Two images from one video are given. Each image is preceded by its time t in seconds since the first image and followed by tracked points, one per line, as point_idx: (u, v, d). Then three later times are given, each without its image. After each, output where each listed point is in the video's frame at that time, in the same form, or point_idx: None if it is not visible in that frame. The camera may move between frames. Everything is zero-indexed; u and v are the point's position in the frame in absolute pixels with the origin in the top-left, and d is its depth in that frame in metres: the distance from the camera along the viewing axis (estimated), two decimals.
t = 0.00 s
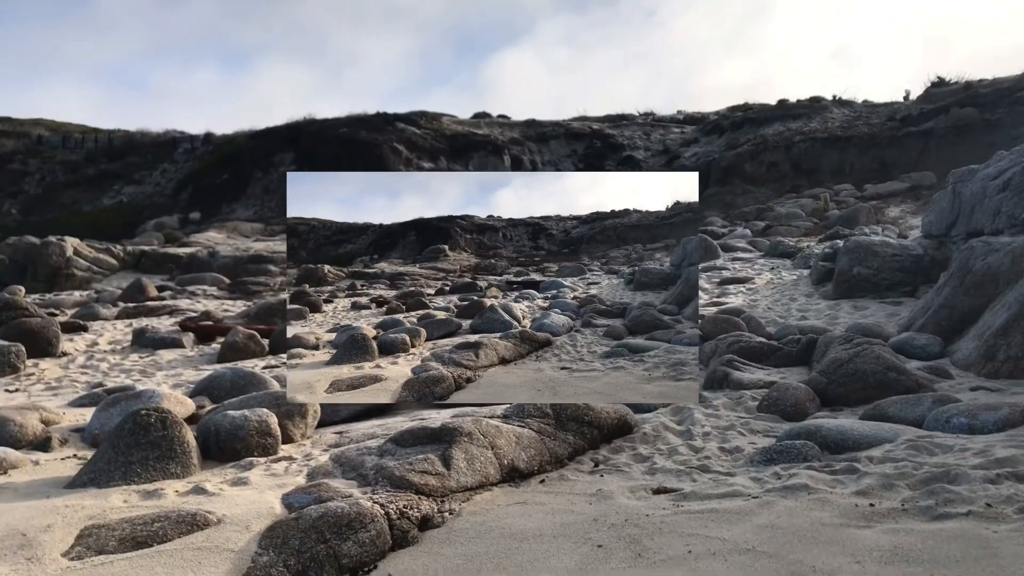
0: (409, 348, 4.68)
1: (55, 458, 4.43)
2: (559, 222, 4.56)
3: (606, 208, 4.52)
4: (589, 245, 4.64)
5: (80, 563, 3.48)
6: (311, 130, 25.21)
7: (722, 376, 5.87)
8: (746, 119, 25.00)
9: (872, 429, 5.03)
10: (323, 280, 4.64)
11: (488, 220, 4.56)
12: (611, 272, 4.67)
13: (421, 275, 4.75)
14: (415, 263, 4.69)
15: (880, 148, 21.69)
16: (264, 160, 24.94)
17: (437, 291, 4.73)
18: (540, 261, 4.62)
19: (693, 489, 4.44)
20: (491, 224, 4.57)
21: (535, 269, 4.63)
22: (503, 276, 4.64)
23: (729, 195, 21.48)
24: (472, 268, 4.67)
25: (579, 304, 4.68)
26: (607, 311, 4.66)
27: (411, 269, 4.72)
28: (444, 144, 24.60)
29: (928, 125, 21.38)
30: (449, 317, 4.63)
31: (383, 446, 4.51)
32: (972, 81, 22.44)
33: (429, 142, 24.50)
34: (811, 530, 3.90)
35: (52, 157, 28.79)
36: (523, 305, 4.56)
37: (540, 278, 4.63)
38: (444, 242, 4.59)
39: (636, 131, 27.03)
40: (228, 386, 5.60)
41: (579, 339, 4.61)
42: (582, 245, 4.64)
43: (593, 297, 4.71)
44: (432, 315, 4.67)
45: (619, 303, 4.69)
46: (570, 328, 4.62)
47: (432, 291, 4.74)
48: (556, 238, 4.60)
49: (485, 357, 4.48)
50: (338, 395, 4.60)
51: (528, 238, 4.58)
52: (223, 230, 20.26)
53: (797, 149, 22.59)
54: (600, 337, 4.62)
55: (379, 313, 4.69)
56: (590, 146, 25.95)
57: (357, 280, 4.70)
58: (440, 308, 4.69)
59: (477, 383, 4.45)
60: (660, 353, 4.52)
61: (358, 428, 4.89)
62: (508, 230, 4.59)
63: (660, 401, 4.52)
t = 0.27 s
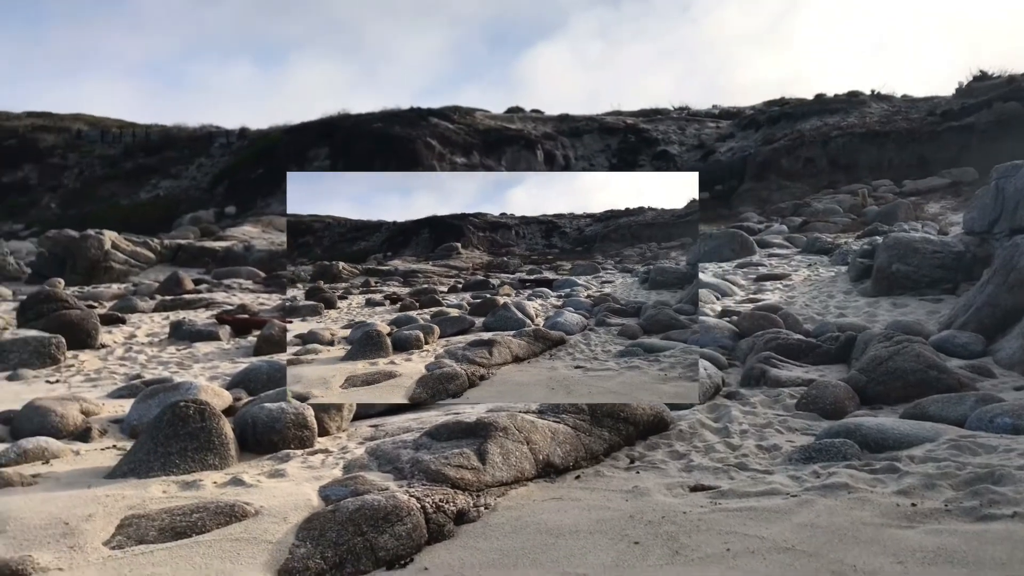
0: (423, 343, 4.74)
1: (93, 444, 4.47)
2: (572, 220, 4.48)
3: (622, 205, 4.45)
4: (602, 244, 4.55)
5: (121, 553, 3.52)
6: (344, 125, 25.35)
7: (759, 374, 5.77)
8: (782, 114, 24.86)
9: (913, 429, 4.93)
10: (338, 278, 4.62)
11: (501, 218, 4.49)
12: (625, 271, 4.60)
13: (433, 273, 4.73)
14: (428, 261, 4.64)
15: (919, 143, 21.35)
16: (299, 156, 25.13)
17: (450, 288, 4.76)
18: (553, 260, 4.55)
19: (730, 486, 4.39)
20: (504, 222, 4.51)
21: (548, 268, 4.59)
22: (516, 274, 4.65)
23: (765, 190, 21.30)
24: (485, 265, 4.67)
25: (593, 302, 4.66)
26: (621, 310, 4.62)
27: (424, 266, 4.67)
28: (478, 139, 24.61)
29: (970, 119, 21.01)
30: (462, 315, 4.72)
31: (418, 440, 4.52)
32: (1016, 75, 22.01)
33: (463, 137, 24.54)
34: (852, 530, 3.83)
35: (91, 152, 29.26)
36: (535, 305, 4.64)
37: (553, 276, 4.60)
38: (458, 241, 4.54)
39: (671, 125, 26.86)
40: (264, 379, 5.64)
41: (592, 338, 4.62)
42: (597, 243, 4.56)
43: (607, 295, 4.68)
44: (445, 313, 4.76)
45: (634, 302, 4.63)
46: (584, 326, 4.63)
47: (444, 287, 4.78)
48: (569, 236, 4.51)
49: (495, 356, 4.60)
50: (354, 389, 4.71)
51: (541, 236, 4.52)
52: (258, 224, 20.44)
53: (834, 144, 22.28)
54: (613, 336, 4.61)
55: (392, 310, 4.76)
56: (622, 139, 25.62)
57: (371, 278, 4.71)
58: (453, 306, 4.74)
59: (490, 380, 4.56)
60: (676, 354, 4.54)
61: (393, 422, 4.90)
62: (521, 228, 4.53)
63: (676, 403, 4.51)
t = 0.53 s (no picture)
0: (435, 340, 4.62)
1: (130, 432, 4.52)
2: (584, 219, 4.49)
3: (634, 203, 4.42)
4: (613, 242, 4.55)
5: (158, 541, 3.55)
6: (375, 119, 25.47)
7: (793, 370, 5.70)
8: (816, 109, 24.65)
9: (951, 428, 4.85)
10: (349, 274, 4.64)
11: (512, 217, 4.51)
12: (638, 270, 4.56)
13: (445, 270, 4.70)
14: (439, 258, 4.65)
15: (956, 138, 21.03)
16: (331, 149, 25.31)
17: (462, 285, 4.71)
18: (564, 258, 4.58)
19: (765, 484, 4.34)
20: (515, 220, 4.53)
21: (559, 267, 4.62)
22: (527, 272, 4.66)
23: (797, 186, 21.37)
24: (496, 263, 4.65)
25: (605, 301, 4.61)
26: (634, 309, 4.59)
27: (435, 264, 4.67)
28: (508, 134, 24.71)
29: (1009, 114, 20.66)
30: (474, 312, 4.63)
31: (450, 433, 4.52)
32: None
33: (494, 131, 24.55)
34: (889, 529, 3.78)
35: (127, 145, 29.66)
36: (547, 303, 4.63)
37: (564, 274, 4.62)
38: (468, 238, 4.53)
39: (705, 120, 27.32)
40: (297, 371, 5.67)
41: (605, 338, 4.57)
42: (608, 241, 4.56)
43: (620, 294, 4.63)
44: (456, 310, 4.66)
45: (646, 301, 4.58)
46: (596, 325, 4.58)
47: (456, 284, 4.71)
48: (580, 235, 4.52)
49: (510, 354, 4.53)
50: (367, 385, 4.58)
51: (552, 234, 4.53)
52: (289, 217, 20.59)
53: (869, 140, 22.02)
54: (626, 336, 4.57)
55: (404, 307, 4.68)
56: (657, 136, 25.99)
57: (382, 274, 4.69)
58: (464, 303, 4.65)
59: (502, 377, 4.51)
60: (690, 353, 4.46)
61: (425, 415, 4.91)
62: (533, 226, 4.55)
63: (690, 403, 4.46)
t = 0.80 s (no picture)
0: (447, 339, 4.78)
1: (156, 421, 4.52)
2: (595, 218, 4.50)
3: (646, 202, 4.41)
4: (624, 241, 4.53)
5: (190, 530, 3.57)
6: (401, 114, 25.53)
7: (823, 368, 5.64)
8: (845, 105, 24.44)
9: (986, 428, 4.76)
10: (361, 272, 4.86)
11: (523, 215, 4.56)
12: (649, 270, 4.56)
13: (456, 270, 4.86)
14: (448, 256, 4.82)
15: (988, 136, 20.74)
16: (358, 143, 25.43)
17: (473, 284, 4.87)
18: (573, 257, 4.61)
19: (796, 482, 4.29)
20: (526, 218, 4.57)
21: (568, 266, 4.68)
22: (536, 270, 4.75)
23: (828, 182, 20.91)
24: (506, 262, 4.76)
25: (617, 301, 4.62)
26: (646, 309, 4.58)
27: (444, 263, 4.85)
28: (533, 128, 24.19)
29: None
30: (484, 311, 4.80)
31: (479, 426, 4.50)
32: None
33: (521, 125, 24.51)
34: (923, 530, 3.73)
35: (155, 137, 29.91)
36: (557, 302, 4.70)
37: (574, 274, 4.68)
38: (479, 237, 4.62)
39: (731, 116, 26.92)
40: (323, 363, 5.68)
41: (616, 337, 4.58)
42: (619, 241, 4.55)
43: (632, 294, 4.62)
44: (467, 308, 4.83)
45: (657, 301, 4.56)
46: (608, 325, 4.61)
47: (467, 284, 4.87)
48: (590, 234, 4.52)
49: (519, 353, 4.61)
50: (378, 382, 4.65)
51: (562, 233, 4.56)
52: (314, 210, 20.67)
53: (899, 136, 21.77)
54: (639, 336, 4.54)
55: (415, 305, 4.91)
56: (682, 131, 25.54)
57: (393, 272, 4.92)
58: (473, 301, 4.84)
59: (513, 375, 4.56)
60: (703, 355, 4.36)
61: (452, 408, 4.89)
62: (544, 224, 4.59)
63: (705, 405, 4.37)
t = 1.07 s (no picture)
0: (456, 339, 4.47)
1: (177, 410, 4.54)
2: (605, 218, 4.33)
3: (655, 202, 4.28)
4: (634, 242, 4.35)
5: (221, 525, 3.57)
6: (424, 110, 25.63)
7: (852, 368, 5.58)
8: (871, 102, 24.25)
9: (1021, 429, 4.68)
10: (371, 271, 4.47)
11: (531, 215, 4.32)
12: (660, 270, 4.38)
13: (464, 268, 4.55)
14: (458, 256, 4.49)
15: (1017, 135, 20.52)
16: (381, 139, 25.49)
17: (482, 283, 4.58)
18: (584, 257, 4.41)
19: (827, 483, 4.24)
20: (534, 218, 4.33)
21: (580, 265, 4.45)
22: (546, 271, 4.47)
23: (853, 181, 20.79)
24: (515, 261, 4.47)
25: (629, 301, 4.39)
26: (659, 310, 4.36)
27: (454, 262, 4.52)
28: (558, 125, 24.45)
29: None
30: (494, 311, 4.53)
31: (507, 424, 4.49)
32: None
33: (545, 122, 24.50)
34: (959, 533, 3.67)
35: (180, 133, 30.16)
36: (568, 302, 4.46)
37: (585, 273, 4.45)
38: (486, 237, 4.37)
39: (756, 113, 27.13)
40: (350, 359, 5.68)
41: (630, 338, 4.34)
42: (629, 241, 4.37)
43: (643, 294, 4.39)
44: (478, 308, 4.53)
45: (671, 301, 4.37)
46: (620, 326, 4.37)
47: (476, 283, 4.55)
48: (601, 233, 4.34)
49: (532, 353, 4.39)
50: (392, 382, 4.39)
51: (572, 233, 4.36)
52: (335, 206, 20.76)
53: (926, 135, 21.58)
54: (651, 337, 4.32)
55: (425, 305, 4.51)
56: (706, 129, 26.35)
57: (403, 271, 4.52)
58: (484, 302, 4.56)
59: (525, 377, 4.37)
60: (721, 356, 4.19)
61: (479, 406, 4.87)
62: (552, 224, 4.37)
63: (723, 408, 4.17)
